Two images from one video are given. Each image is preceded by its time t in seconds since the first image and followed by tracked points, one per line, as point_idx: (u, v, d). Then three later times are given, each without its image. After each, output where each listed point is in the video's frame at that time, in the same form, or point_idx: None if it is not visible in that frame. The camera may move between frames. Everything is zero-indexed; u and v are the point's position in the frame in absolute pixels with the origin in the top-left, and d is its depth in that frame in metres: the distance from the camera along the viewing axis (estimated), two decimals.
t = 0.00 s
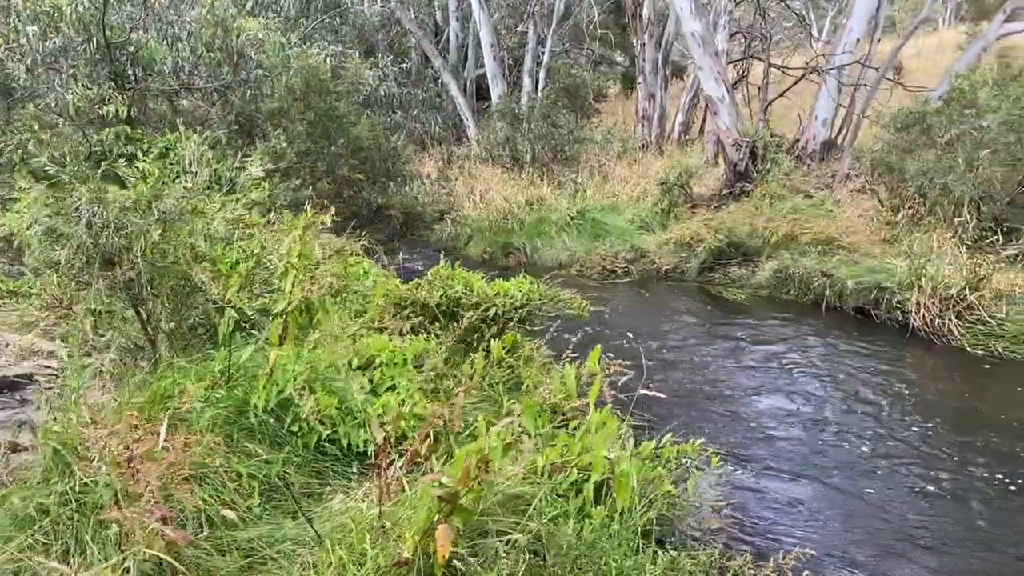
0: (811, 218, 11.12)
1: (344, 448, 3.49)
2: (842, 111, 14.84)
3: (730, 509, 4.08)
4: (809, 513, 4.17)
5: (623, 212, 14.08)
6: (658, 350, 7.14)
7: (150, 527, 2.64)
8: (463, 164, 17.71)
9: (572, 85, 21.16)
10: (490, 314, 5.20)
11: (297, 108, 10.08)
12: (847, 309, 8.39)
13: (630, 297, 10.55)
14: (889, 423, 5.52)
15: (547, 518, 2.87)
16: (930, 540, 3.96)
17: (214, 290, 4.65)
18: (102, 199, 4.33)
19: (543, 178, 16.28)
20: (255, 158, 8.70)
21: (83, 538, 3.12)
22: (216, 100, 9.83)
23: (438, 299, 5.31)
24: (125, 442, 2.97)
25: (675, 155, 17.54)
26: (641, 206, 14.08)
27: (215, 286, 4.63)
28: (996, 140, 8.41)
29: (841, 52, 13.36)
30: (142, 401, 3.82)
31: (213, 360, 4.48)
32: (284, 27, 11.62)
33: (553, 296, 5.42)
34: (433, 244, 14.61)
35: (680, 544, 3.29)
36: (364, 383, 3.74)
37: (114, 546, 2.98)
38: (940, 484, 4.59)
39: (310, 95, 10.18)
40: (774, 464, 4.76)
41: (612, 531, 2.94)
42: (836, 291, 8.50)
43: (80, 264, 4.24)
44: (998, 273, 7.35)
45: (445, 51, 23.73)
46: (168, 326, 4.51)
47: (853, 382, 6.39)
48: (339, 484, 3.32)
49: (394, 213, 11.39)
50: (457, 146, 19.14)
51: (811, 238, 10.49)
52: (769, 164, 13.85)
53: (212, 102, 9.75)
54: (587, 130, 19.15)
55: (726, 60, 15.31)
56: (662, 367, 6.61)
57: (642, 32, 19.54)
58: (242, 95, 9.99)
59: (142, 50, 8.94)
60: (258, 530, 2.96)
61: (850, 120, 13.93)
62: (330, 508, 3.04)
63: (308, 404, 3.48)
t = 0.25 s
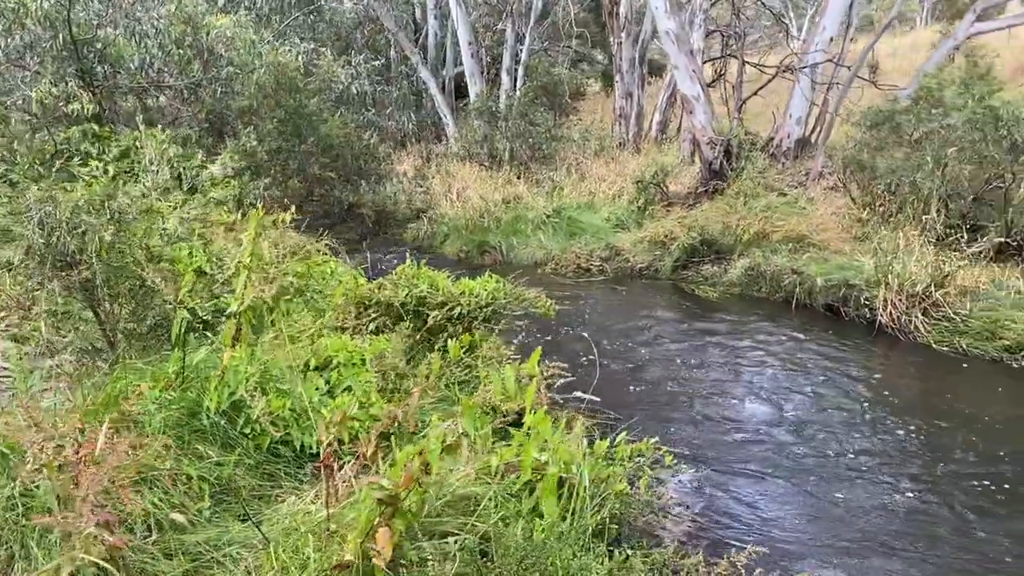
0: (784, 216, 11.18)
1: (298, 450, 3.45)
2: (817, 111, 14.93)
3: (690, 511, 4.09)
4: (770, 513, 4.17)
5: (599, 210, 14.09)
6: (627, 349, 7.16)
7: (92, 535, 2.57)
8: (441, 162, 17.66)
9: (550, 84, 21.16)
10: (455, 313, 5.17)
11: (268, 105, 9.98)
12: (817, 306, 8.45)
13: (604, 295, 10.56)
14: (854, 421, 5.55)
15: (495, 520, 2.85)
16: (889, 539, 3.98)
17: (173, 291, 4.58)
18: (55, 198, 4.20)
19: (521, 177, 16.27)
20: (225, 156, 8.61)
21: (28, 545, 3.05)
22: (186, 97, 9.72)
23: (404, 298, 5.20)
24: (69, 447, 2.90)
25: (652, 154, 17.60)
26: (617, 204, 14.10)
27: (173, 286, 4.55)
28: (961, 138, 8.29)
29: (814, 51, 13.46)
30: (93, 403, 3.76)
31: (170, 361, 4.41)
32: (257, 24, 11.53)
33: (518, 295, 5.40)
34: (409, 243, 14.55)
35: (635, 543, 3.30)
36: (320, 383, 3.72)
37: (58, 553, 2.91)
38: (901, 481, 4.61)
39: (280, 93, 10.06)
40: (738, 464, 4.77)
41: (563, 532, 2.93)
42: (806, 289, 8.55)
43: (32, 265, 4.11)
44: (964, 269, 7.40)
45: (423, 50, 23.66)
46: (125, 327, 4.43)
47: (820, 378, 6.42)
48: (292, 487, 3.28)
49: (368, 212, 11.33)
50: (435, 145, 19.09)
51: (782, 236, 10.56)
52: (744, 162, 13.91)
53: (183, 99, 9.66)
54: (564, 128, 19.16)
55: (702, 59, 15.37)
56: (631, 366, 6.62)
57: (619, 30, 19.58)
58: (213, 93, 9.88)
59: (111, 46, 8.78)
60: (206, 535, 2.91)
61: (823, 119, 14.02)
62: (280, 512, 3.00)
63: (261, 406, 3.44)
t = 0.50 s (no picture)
0: (756, 213, 11.24)
1: (245, 449, 3.40)
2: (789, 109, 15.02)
3: (648, 510, 4.08)
4: (731, 513, 4.18)
5: (572, 208, 14.08)
6: (595, 346, 7.15)
7: (25, 538, 2.49)
8: (416, 160, 17.57)
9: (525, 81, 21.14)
10: (416, 310, 5.12)
11: (236, 102, 9.85)
12: (784, 303, 8.52)
13: (576, 292, 10.57)
14: (818, 417, 5.57)
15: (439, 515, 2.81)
16: (847, 537, 3.99)
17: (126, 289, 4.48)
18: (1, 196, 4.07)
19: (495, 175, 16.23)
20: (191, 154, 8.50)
21: None
22: (153, 95, 9.55)
23: (364, 295, 5.16)
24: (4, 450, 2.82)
25: (627, 152, 17.64)
26: (590, 201, 14.12)
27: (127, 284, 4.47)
28: (926, 136, 8.18)
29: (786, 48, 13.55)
30: (39, 400, 3.67)
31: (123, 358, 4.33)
32: (224, 20, 11.38)
33: (479, 291, 5.38)
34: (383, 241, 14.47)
35: (585, 540, 3.27)
36: (271, 380, 3.66)
37: None
38: (862, 479, 4.64)
39: (247, 90, 9.95)
40: (700, 463, 4.77)
41: (509, 528, 2.90)
42: (773, 285, 8.61)
43: None
44: (928, 266, 7.46)
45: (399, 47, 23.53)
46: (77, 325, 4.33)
47: (785, 374, 6.45)
48: (239, 485, 3.23)
49: (339, 210, 11.25)
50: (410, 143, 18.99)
51: (750, 233, 10.61)
52: (716, 160, 13.97)
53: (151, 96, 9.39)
54: (539, 125, 19.15)
55: (675, 57, 15.43)
56: (598, 364, 6.61)
57: (594, 28, 19.59)
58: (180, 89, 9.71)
59: (76, 43, 8.56)
60: (148, 534, 2.84)
61: (795, 116, 14.10)
62: (223, 511, 2.94)
63: (207, 403, 3.39)
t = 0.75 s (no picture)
0: (723, 210, 11.29)
1: (186, 448, 3.34)
2: (756, 107, 15.14)
3: (600, 508, 4.08)
4: (685, 510, 4.17)
5: (542, 206, 14.05)
6: (559, 344, 7.14)
7: None
8: (387, 158, 17.48)
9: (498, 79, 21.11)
10: (372, 308, 5.09)
11: (197, 98, 9.70)
12: (748, 299, 8.58)
13: (544, 290, 10.56)
14: (777, 413, 5.59)
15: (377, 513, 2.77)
16: (800, 533, 4.00)
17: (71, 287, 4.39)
18: None
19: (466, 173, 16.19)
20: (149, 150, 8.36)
21: None
22: (113, 91, 9.40)
23: (319, 293, 5.12)
24: None
25: (597, 150, 17.67)
26: (560, 199, 14.12)
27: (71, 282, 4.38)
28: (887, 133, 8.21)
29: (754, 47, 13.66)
30: None
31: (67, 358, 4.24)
32: (187, 16, 11.23)
33: (435, 288, 5.36)
34: (353, 240, 14.36)
35: (530, 538, 3.25)
36: (214, 379, 3.60)
37: None
38: (818, 474, 4.65)
39: (209, 86, 9.83)
40: (657, 459, 4.77)
41: (449, 526, 2.87)
42: (738, 282, 8.66)
43: None
44: (887, 261, 7.52)
45: (371, 44, 23.40)
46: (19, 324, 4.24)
47: (746, 370, 6.47)
48: (178, 485, 3.17)
49: (304, 208, 11.14)
50: (381, 140, 18.89)
51: (716, 229, 10.67)
52: (685, 158, 14.03)
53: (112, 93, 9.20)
54: (511, 123, 19.12)
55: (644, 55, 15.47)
56: (560, 361, 6.60)
57: (566, 26, 19.60)
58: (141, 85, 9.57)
59: (34, 38, 8.29)
60: (78, 535, 2.77)
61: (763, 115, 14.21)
62: (158, 512, 2.88)
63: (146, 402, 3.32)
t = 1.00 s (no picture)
0: (690, 207, 11.33)
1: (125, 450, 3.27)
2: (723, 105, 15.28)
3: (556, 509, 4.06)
4: (645, 509, 4.17)
5: (512, 203, 14.01)
6: (524, 341, 7.13)
7: None
8: (357, 155, 17.36)
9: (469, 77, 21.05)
10: (326, 306, 5.06)
11: (157, 95, 9.44)
12: (711, 296, 8.63)
13: (512, 287, 10.55)
14: (738, 409, 5.62)
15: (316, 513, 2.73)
16: (758, 531, 4.02)
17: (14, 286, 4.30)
18: None
19: (436, 170, 16.12)
20: (108, 148, 8.20)
21: None
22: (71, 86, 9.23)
23: (272, 293, 5.07)
24: None
25: (568, 147, 17.69)
26: (530, 196, 14.09)
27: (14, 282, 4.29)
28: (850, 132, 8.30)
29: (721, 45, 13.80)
30: None
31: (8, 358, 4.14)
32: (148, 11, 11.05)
33: (391, 286, 5.33)
34: (321, 237, 14.24)
35: (478, 536, 3.24)
36: (156, 379, 3.54)
37: None
38: (773, 471, 4.67)
39: (169, 83, 9.53)
40: (613, 457, 4.76)
41: (391, 524, 2.83)
42: (702, 279, 8.70)
43: None
44: (847, 256, 7.58)
45: (342, 40, 23.23)
46: None
47: (709, 366, 6.50)
48: (115, 486, 3.09)
49: (268, 205, 11.01)
50: (351, 138, 18.76)
51: (681, 226, 10.71)
52: (654, 155, 14.08)
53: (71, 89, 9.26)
54: (481, 119, 19.08)
55: (613, 53, 15.53)
56: (524, 360, 6.58)
57: (536, 23, 19.61)
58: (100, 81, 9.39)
59: None
60: (7, 539, 2.69)
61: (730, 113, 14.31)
62: (92, 515, 2.81)
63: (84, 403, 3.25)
